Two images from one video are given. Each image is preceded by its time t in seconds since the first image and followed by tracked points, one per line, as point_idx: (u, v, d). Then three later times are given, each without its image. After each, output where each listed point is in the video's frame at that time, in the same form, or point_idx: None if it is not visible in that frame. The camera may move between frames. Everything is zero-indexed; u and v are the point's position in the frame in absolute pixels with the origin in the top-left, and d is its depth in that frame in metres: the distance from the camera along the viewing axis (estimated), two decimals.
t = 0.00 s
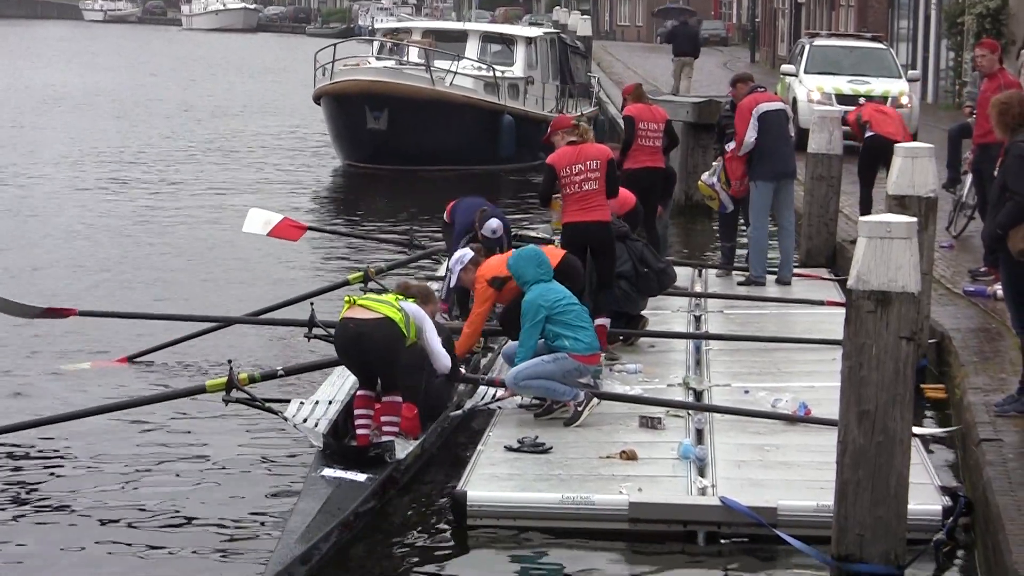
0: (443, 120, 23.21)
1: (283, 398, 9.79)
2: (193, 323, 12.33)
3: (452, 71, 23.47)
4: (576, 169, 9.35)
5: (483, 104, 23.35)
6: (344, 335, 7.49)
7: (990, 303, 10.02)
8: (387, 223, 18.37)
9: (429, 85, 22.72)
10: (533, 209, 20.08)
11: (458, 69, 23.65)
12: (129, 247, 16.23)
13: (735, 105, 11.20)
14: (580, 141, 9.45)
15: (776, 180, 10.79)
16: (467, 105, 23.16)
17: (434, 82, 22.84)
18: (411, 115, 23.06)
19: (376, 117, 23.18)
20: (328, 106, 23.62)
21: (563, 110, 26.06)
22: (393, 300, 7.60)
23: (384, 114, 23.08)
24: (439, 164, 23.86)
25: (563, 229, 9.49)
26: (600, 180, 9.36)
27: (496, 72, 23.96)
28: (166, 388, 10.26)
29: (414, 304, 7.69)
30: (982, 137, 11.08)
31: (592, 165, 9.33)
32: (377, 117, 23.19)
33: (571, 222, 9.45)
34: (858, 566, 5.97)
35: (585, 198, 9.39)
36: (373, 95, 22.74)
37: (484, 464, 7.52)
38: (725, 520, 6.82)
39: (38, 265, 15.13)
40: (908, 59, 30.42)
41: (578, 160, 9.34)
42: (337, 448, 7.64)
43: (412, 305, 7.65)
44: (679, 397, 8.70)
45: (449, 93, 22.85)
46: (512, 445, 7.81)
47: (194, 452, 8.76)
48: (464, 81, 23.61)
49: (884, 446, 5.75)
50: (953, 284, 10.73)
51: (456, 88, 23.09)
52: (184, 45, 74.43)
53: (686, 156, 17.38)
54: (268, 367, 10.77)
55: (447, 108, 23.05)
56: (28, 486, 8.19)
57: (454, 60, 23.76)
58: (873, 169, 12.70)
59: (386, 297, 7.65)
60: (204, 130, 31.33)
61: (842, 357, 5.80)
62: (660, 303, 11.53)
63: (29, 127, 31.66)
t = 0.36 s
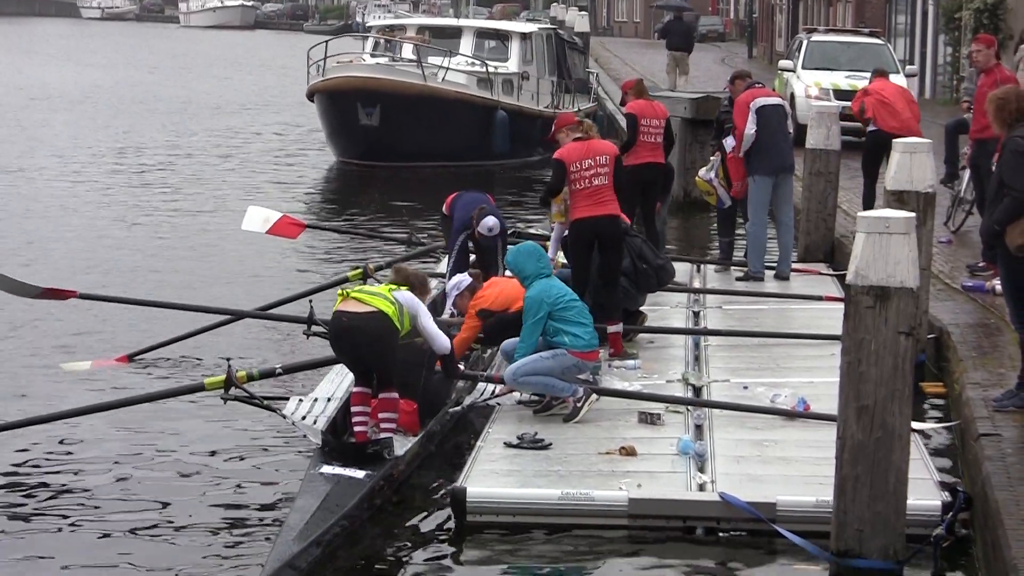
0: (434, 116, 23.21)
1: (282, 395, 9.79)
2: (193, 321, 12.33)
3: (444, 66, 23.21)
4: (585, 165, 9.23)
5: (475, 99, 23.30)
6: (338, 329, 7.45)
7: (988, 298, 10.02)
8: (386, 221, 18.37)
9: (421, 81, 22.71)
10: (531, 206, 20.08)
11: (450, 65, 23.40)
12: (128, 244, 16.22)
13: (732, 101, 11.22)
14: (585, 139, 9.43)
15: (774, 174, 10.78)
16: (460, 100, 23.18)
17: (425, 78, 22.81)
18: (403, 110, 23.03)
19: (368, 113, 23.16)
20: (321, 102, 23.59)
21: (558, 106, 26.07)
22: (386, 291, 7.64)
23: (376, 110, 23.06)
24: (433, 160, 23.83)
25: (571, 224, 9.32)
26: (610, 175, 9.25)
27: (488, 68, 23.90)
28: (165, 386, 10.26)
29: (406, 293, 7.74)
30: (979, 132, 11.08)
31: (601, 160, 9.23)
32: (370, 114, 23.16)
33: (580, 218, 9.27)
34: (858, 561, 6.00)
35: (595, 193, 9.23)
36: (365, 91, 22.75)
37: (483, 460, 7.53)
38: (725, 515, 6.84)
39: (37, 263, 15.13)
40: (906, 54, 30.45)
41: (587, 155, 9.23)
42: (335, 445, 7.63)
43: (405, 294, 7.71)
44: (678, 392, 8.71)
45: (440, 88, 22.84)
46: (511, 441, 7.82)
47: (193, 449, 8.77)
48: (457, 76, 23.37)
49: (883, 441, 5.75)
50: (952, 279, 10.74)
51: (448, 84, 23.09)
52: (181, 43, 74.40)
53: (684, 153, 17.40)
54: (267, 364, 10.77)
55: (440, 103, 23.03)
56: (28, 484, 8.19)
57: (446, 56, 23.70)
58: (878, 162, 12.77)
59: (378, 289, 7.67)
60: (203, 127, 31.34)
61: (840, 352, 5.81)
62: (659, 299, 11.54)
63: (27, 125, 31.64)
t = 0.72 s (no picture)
0: (428, 113, 23.22)
1: (282, 392, 9.78)
2: (191, 319, 12.32)
3: (438, 63, 23.28)
4: (597, 163, 9.14)
5: (469, 96, 23.35)
6: (339, 322, 7.46)
7: (987, 298, 10.02)
8: (385, 218, 18.36)
9: (415, 78, 22.71)
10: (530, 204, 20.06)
11: (445, 62, 23.42)
12: (126, 242, 16.20)
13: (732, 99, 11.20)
14: (601, 134, 9.28)
15: (774, 173, 10.77)
16: (454, 97, 23.17)
17: (419, 74, 22.80)
18: (396, 107, 23.04)
19: (362, 110, 23.16)
20: (315, 100, 23.58)
21: (555, 103, 26.12)
22: (384, 280, 7.63)
23: (370, 107, 23.07)
24: (428, 157, 23.84)
25: (580, 223, 9.26)
26: (621, 175, 9.17)
27: (484, 64, 23.94)
28: (164, 383, 10.25)
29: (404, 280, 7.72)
30: (978, 132, 11.06)
31: (613, 159, 9.13)
32: (363, 111, 23.17)
33: (589, 216, 9.22)
34: (857, 561, 5.98)
35: (605, 192, 9.16)
36: (359, 88, 22.73)
37: (481, 458, 7.51)
38: (724, 514, 6.82)
39: (36, 260, 15.11)
40: (906, 53, 30.46)
41: (599, 154, 9.14)
42: (333, 441, 7.61)
43: (403, 280, 7.69)
44: (676, 391, 8.70)
45: (435, 84, 22.83)
46: (509, 440, 7.80)
47: (191, 446, 8.75)
48: (451, 73, 23.36)
49: (882, 440, 5.73)
50: (951, 278, 10.73)
51: (443, 79, 23.08)
52: (181, 40, 74.36)
53: (683, 151, 17.39)
54: (266, 361, 10.76)
55: (433, 100, 23.05)
56: (25, 480, 8.18)
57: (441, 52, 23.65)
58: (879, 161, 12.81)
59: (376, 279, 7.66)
60: (202, 125, 31.32)
61: (840, 351, 5.80)
62: (658, 297, 11.52)
63: (26, 122, 31.61)
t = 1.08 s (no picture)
0: (420, 112, 23.20)
1: (279, 392, 9.78)
2: (189, 318, 12.32)
3: (430, 62, 23.25)
4: (603, 164, 9.25)
5: (462, 95, 23.33)
6: (344, 322, 7.45)
7: (984, 297, 10.03)
8: (381, 218, 18.36)
9: (407, 77, 22.71)
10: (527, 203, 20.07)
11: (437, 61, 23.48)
12: (123, 241, 16.20)
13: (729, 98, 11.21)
14: (613, 134, 9.34)
15: (771, 173, 10.76)
16: (447, 96, 23.15)
17: (410, 73, 22.80)
18: (388, 106, 23.01)
19: (353, 110, 23.13)
20: (308, 100, 23.57)
21: (550, 102, 26.13)
22: (382, 281, 7.66)
23: (361, 107, 23.05)
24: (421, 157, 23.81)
25: (585, 222, 9.33)
26: (627, 177, 9.22)
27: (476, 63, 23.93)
28: (161, 383, 10.25)
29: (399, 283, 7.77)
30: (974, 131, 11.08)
31: (619, 161, 9.22)
32: (355, 110, 23.14)
33: (594, 216, 9.28)
34: (853, 559, 6.00)
35: (610, 193, 9.22)
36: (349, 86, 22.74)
37: (478, 458, 7.52)
38: (721, 513, 6.83)
39: (32, 259, 15.10)
40: (903, 53, 30.50)
41: (608, 155, 9.24)
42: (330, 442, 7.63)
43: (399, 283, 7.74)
44: (673, 391, 8.71)
45: (428, 82, 22.83)
46: (507, 439, 7.81)
47: (189, 447, 8.75)
48: (443, 71, 23.44)
49: (878, 440, 5.74)
50: (948, 278, 10.74)
51: (436, 78, 23.07)
52: (178, 39, 74.33)
53: (680, 151, 17.41)
54: (264, 361, 10.77)
55: (426, 100, 23.04)
56: (23, 481, 8.17)
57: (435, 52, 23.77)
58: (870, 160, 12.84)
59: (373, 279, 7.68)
60: (200, 124, 31.31)
61: (836, 351, 5.80)
62: (655, 297, 11.53)
63: (23, 121, 31.59)
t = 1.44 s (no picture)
0: (414, 113, 23.20)
1: (279, 393, 9.78)
2: (190, 319, 12.33)
3: (424, 62, 23.29)
4: (609, 167, 9.29)
5: (458, 96, 23.33)
6: (340, 323, 7.45)
7: (984, 297, 10.03)
8: (382, 218, 18.37)
9: (401, 77, 22.70)
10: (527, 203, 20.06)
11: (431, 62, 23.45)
12: (123, 241, 16.21)
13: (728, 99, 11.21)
14: (625, 136, 9.35)
15: (772, 174, 10.76)
16: (442, 97, 23.14)
17: (404, 74, 22.79)
18: (382, 107, 23.01)
19: (348, 110, 23.13)
20: (303, 100, 23.57)
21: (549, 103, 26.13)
22: (372, 279, 7.65)
23: (355, 108, 23.04)
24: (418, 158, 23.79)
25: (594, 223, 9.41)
26: (631, 181, 9.22)
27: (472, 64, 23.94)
28: (162, 384, 10.26)
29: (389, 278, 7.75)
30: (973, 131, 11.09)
31: (623, 165, 9.22)
32: (349, 111, 23.13)
33: (601, 219, 9.35)
34: (852, 560, 6.01)
35: (615, 197, 9.25)
36: (344, 87, 22.74)
37: (478, 458, 7.53)
38: (721, 513, 6.84)
39: (33, 260, 15.11)
40: (903, 53, 30.50)
41: (613, 158, 9.28)
42: (330, 444, 7.63)
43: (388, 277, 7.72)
44: (673, 391, 8.72)
45: (423, 82, 22.83)
46: (506, 440, 7.82)
47: (188, 448, 8.76)
48: (439, 72, 23.38)
49: (878, 441, 5.74)
50: (948, 279, 10.74)
51: (431, 79, 23.06)
52: (179, 40, 74.36)
53: (679, 151, 17.41)
54: (265, 362, 10.78)
55: (420, 101, 23.03)
56: (23, 482, 8.18)
57: (432, 53, 23.77)
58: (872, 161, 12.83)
59: (363, 278, 7.67)
60: (200, 125, 31.32)
61: (836, 352, 5.80)
62: (654, 298, 11.54)
63: (24, 121, 31.61)
